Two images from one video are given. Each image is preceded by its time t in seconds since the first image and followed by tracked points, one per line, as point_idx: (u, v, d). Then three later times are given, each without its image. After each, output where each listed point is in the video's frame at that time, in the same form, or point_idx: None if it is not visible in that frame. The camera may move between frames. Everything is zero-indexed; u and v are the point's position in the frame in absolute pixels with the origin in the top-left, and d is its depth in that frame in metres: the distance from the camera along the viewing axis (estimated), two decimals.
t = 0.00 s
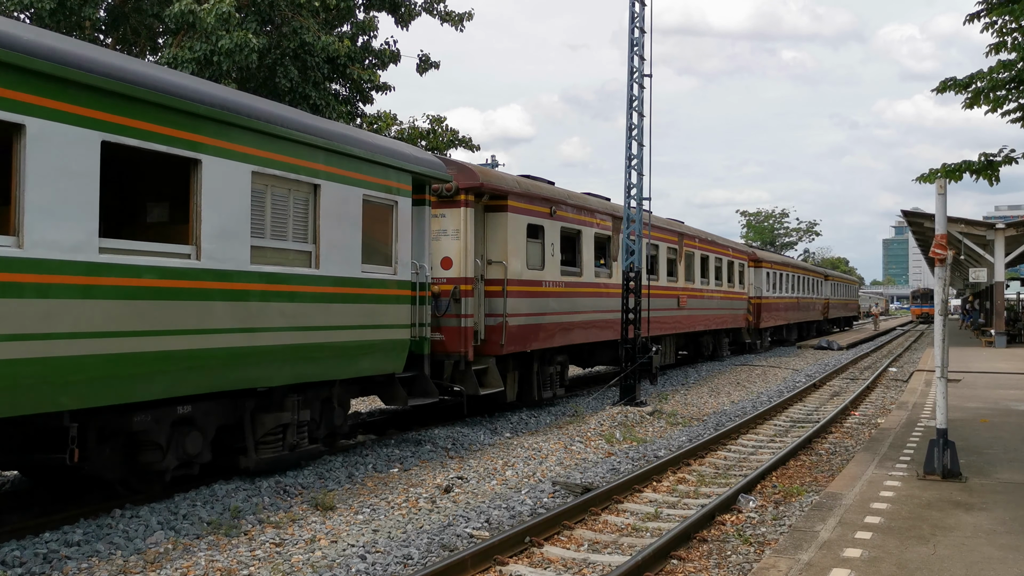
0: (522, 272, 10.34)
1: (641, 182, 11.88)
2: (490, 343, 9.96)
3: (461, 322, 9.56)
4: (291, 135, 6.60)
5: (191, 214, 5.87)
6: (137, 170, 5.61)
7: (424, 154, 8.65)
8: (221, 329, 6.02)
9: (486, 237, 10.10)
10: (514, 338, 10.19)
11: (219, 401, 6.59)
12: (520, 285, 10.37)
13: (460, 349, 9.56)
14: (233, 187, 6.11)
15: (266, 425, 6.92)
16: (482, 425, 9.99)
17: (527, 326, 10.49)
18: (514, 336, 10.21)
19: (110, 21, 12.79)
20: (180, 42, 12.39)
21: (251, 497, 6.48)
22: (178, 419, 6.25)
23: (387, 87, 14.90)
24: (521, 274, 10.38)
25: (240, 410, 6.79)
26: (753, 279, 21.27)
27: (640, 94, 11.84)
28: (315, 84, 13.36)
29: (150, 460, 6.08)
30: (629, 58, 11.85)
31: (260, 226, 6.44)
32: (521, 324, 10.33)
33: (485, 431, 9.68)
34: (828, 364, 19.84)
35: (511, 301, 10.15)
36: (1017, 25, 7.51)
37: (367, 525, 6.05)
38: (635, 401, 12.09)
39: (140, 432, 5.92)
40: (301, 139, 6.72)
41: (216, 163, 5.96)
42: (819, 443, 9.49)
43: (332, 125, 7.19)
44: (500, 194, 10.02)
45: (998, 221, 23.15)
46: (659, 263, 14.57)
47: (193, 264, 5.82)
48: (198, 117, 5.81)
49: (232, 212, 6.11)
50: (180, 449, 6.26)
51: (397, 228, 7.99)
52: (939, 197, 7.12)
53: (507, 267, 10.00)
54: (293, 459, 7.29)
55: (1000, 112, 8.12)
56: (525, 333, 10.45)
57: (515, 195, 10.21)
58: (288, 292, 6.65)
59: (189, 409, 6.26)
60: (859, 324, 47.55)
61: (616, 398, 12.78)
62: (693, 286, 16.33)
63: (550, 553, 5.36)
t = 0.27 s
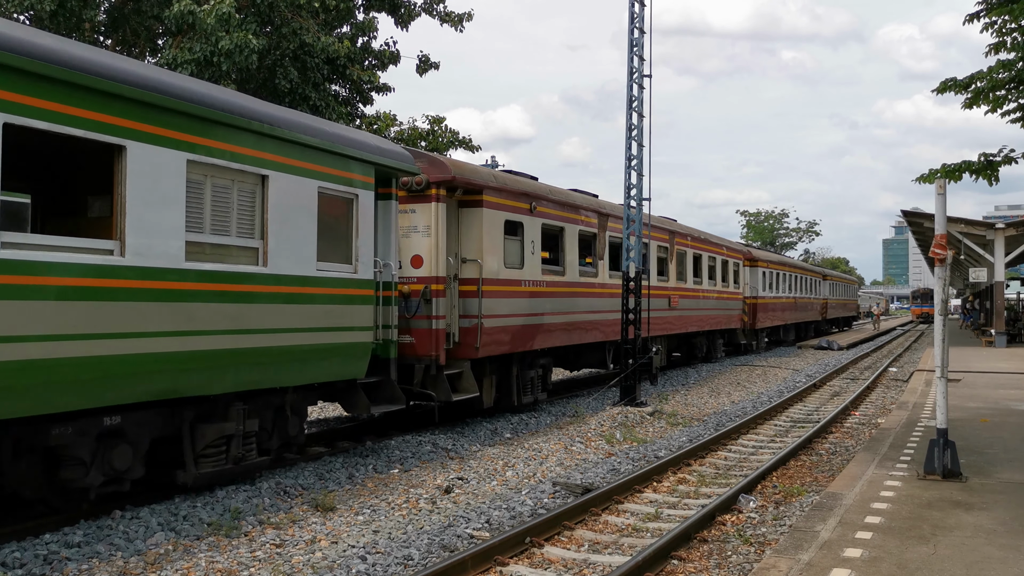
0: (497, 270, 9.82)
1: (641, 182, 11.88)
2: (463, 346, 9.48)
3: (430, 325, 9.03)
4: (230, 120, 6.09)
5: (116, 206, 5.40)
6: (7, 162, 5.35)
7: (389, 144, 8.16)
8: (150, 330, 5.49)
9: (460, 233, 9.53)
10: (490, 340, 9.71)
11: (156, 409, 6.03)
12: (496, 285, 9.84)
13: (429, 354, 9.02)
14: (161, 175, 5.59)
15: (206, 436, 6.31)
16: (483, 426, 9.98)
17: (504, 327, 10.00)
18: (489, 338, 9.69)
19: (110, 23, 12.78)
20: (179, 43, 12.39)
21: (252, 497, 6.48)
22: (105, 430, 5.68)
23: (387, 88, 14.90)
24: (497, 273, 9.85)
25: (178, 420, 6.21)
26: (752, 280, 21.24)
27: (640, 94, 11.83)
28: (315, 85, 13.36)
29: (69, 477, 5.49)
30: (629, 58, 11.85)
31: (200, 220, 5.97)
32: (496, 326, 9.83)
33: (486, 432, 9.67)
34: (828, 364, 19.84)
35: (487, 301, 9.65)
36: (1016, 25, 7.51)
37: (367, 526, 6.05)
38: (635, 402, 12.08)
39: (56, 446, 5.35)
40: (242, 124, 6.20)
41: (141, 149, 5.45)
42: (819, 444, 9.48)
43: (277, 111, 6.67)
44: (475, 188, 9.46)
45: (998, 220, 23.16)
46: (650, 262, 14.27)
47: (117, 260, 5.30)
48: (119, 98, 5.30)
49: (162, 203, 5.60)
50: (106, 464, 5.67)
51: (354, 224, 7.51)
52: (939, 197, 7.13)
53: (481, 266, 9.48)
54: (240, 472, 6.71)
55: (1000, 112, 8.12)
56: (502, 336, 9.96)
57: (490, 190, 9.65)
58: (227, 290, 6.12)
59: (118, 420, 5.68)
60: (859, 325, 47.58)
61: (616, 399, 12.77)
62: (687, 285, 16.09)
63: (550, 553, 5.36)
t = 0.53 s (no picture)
0: (471, 269, 9.30)
1: (641, 182, 11.88)
2: (435, 348, 8.96)
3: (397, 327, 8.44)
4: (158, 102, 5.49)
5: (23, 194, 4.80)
6: None
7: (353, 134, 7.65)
8: (64, 335, 4.91)
9: (432, 230, 9.03)
10: (463, 343, 9.19)
11: (80, 421, 5.50)
12: (470, 284, 9.32)
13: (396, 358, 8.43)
14: (74, 162, 5.01)
15: (137, 450, 5.73)
16: (483, 427, 9.98)
17: (478, 329, 9.47)
18: (462, 342, 9.15)
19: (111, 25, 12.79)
20: (179, 45, 12.39)
21: (252, 499, 6.48)
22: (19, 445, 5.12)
23: (387, 89, 14.91)
24: (470, 272, 9.32)
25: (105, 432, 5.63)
26: (750, 280, 21.14)
27: (640, 94, 11.83)
28: (315, 86, 13.36)
29: None
30: (629, 59, 11.86)
31: (124, 214, 5.41)
32: (470, 328, 9.30)
33: (486, 433, 9.67)
34: (829, 364, 19.85)
35: (460, 302, 9.13)
36: (1016, 25, 7.51)
37: (368, 527, 6.04)
38: (635, 402, 12.08)
39: None
40: (173, 106, 5.61)
41: (51, 133, 4.87)
42: (820, 444, 9.47)
43: (213, 92, 6.07)
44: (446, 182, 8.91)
45: (998, 220, 23.16)
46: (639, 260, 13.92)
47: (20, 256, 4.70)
48: (24, 76, 4.71)
49: (80, 197, 5.07)
50: (19, 482, 5.08)
51: (311, 219, 6.98)
52: (939, 197, 7.13)
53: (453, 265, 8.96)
54: (177, 488, 6.09)
55: (1000, 112, 8.12)
56: (477, 338, 9.43)
57: (462, 184, 9.10)
58: (153, 290, 5.50)
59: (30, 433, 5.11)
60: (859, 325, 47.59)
61: (616, 399, 12.76)
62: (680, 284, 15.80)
63: (551, 554, 5.36)
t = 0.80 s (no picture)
0: (442, 269, 8.78)
1: (641, 183, 11.88)
2: (402, 352, 8.44)
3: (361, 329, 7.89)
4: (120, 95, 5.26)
5: None
6: None
7: (312, 124, 7.16)
8: (69, 338, 4.93)
9: (399, 226, 8.48)
10: (434, 347, 8.66)
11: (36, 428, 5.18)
12: (442, 284, 8.78)
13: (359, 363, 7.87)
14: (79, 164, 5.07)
15: (50, 468, 5.17)
16: (484, 427, 9.98)
17: (451, 331, 8.95)
18: (432, 345, 8.62)
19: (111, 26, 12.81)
20: (179, 46, 12.40)
21: (252, 500, 6.48)
22: None
23: (386, 90, 14.92)
24: (442, 271, 8.79)
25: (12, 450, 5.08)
26: (748, 279, 21.03)
27: (639, 95, 11.83)
28: (315, 87, 13.37)
29: None
30: (628, 59, 11.86)
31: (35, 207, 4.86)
32: (439, 331, 8.75)
33: (486, 433, 9.67)
34: (829, 364, 19.85)
35: (431, 303, 8.60)
36: (1016, 24, 7.51)
37: (369, 528, 6.04)
38: (635, 402, 12.07)
39: None
40: (134, 99, 5.35)
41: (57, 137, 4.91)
42: (820, 443, 9.47)
43: (176, 83, 5.80)
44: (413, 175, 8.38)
45: (998, 219, 23.15)
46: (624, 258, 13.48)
47: None
48: (29, 81, 4.74)
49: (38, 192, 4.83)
50: None
51: (258, 212, 6.44)
52: (939, 196, 7.13)
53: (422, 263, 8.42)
54: (96, 510, 5.49)
55: (999, 112, 8.12)
56: (450, 341, 8.92)
57: (430, 177, 8.56)
58: (65, 290, 4.93)
59: None
60: (859, 325, 47.59)
61: (616, 399, 12.76)
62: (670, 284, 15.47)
63: (551, 554, 5.36)
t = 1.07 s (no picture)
0: (409, 268, 8.21)
1: (641, 183, 11.88)
2: (366, 356, 7.89)
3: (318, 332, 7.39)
4: (91, 87, 5.04)
5: None
6: None
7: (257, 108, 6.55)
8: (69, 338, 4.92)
9: (362, 222, 7.92)
10: (401, 351, 8.10)
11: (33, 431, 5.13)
12: (409, 283, 8.22)
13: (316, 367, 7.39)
14: (87, 164, 5.05)
15: None
16: (484, 428, 9.98)
17: (421, 334, 8.39)
18: (399, 348, 8.06)
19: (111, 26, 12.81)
20: (179, 46, 12.40)
21: (252, 500, 6.48)
22: None
23: (386, 90, 14.92)
24: (410, 270, 8.22)
25: None
26: (743, 279, 20.86)
27: (639, 95, 11.83)
28: (315, 87, 13.36)
29: None
30: (628, 60, 11.86)
31: None
32: (407, 334, 8.18)
33: (486, 433, 9.67)
34: (829, 365, 19.85)
35: (398, 304, 8.04)
36: (1016, 25, 7.51)
37: (369, 528, 6.04)
38: (635, 403, 12.06)
39: None
40: (101, 90, 5.12)
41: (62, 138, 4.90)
42: (820, 444, 9.47)
43: (152, 76, 5.58)
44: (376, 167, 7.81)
45: (998, 220, 23.14)
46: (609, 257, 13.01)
47: None
48: (33, 82, 4.72)
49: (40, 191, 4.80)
50: None
51: (194, 204, 5.83)
52: (939, 197, 7.13)
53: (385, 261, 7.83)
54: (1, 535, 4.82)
55: (999, 113, 8.12)
56: (419, 344, 8.37)
57: (396, 168, 8.01)
58: (66, 291, 4.91)
59: None
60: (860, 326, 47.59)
61: (616, 400, 12.76)
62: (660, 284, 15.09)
63: (551, 555, 5.36)
